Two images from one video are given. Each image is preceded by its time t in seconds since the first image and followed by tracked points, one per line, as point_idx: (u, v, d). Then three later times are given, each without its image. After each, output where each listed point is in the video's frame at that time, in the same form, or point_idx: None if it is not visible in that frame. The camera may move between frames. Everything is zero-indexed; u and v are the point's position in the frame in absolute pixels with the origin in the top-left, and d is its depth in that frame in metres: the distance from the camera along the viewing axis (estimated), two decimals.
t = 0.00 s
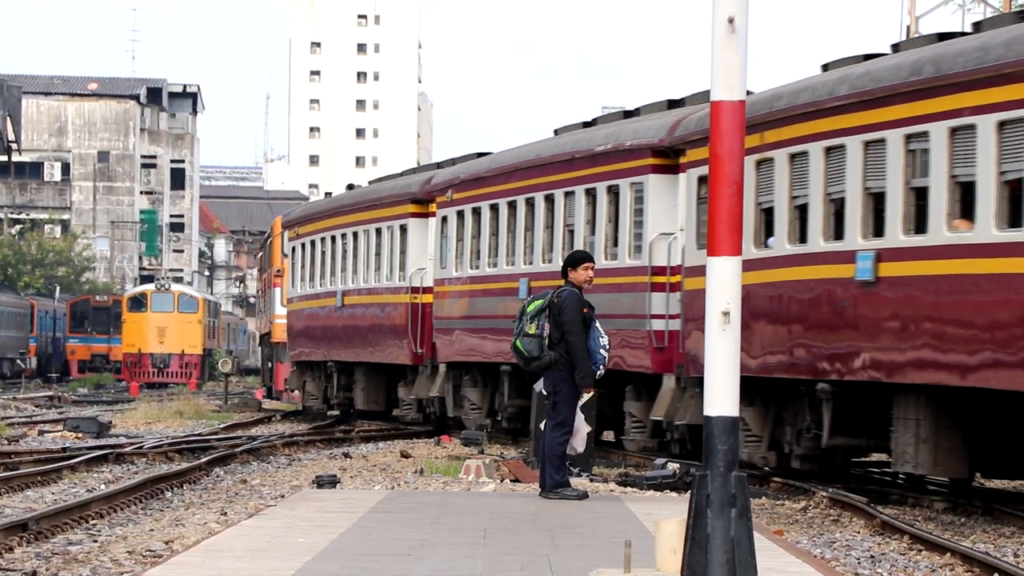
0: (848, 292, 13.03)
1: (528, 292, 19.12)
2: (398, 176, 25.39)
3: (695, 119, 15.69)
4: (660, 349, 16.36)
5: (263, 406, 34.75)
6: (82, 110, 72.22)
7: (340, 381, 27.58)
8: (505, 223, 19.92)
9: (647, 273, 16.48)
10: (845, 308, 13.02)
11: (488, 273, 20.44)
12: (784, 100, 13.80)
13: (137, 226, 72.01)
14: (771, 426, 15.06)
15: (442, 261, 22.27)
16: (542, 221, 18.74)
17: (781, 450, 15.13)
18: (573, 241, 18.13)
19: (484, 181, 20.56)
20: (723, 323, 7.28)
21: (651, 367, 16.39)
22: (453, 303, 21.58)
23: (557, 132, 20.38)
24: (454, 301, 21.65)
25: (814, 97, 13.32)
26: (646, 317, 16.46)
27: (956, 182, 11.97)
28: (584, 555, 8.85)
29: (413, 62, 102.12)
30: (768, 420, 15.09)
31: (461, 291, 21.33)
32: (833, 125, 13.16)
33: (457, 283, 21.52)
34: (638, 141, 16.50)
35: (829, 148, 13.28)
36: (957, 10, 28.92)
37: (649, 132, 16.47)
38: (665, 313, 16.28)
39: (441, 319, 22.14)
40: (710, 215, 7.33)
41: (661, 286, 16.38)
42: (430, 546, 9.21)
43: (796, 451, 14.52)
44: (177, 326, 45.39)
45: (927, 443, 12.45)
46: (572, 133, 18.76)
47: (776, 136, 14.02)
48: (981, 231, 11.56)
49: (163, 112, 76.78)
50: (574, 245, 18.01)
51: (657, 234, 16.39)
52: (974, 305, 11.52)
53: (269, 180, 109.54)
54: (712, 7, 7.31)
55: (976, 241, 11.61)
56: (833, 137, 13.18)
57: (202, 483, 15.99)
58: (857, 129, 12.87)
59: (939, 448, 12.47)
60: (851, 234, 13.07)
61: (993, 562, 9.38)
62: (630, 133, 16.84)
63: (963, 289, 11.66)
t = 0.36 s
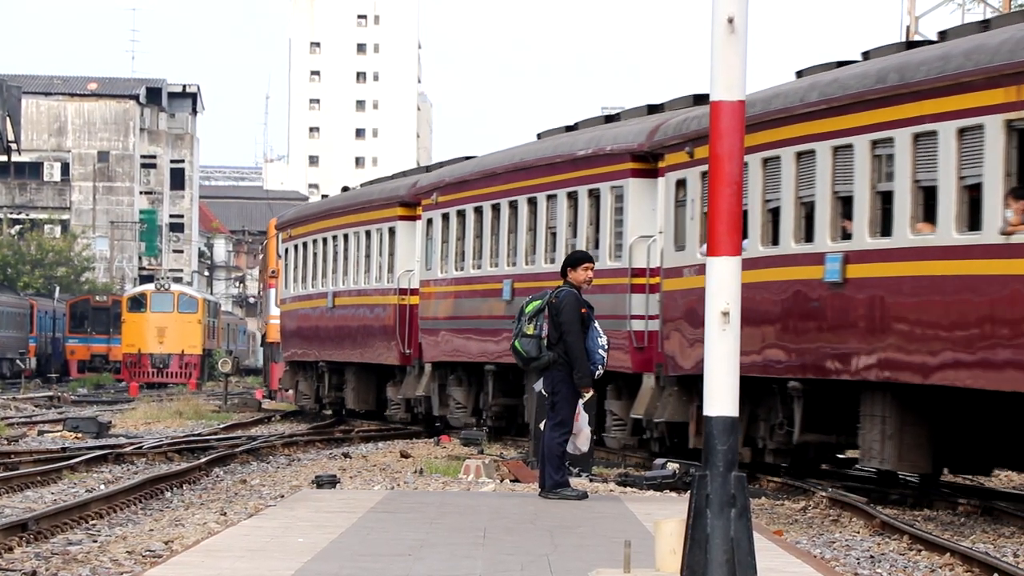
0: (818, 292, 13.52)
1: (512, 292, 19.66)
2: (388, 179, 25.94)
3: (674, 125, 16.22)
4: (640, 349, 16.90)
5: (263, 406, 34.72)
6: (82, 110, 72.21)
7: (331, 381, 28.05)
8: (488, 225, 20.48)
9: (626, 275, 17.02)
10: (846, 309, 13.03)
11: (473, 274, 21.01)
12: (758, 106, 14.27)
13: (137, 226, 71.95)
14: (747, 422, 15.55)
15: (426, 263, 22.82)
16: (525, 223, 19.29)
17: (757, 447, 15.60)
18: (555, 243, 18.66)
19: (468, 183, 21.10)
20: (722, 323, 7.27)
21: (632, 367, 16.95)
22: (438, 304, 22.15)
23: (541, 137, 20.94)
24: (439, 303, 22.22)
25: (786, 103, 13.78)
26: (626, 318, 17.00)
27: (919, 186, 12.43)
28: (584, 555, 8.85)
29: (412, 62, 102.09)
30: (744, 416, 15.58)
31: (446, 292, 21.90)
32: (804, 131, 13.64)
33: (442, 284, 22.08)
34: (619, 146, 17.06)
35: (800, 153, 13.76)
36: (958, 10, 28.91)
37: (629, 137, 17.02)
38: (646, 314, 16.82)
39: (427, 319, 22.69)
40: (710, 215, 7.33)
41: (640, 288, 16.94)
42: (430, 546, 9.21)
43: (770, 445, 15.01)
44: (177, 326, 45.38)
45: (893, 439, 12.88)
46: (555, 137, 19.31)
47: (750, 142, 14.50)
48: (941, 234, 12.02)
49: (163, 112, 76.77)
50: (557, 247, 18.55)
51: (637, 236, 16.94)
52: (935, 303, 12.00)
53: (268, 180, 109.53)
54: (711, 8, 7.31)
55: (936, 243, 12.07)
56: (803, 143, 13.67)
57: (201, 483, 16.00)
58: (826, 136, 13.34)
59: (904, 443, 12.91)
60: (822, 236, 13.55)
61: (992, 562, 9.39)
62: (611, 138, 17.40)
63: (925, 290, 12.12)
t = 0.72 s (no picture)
0: (789, 293, 13.98)
1: (494, 293, 20.26)
2: (377, 182, 26.60)
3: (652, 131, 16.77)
4: (620, 350, 17.46)
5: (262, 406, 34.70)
6: (81, 110, 72.17)
7: (323, 380, 28.65)
8: (472, 228, 21.09)
9: (608, 277, 17.57)
10: (855, 310, 12.97)
11: (458, 276, 21.62)
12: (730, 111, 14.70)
13: (137, 226, 71.91)
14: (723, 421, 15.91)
15: (412, 264, 23.46)
16: (508, 226, 19.88)
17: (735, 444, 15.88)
18: (536, 245, 19.24)
19: (454, 186, 21.70)
20: (722, 323, 7.28)
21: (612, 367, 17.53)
22: (422, 306, 22.83)
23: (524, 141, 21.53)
24: (423, 304, 22.91)
25: (758, 109, 14.22)
26: (608, 319, 17.57)
27: (884, 189, 12.85)
28: (583, 555, 8.86)
29: (412, 63, 102.10)
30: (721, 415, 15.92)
31: (431, 294, 22.55)
32: (776, 136, 14.06)
33: (427, 286, 22.71)
34: (598, 151, 17.62)
35: (773, 157, 14.21)
36: (957, 10, 28.93)
37: (608, 143, 17.60)
38: (625, 316, 17.43)
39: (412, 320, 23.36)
40: (710, 215, 7.33)
41: (620, 290, 17.48)
42: (430, 546, 9.22)
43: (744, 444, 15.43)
44: (176, 326, 45.36)
45: (859, 435, 13.36)
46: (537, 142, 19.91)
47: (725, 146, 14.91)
48: (906, 235, 12.45)
49: (162, 112, 76.75)
50: (538, 249, 19.13)
51: (616, 239, 17.51)
52: (899, 302, 12.44)
53: (268, 180, 109.49)
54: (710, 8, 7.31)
55: (900, 244, 12.51)
56: (776, 147, 14.10)
57: (201, 483, 16.00)
58: (796, 140, 13.76)
59: (869, 439, 13.38)
60: (792, 238, 13.98)
61: (992, 563, 9.39)
62: (591, 143, 17.95)
63: (890, 289, 12.57)
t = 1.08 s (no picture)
0: (761, 294, 14.21)
1: (477, 294, 20.75)
2: (367, 185, 27.12)
3: (630, 136, 17.21)
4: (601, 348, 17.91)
5: (262, 406, 34.67)
6: (80, 110, 72.15)
7: (314, 380, 29.08)
8: (467, 229, 21.17)
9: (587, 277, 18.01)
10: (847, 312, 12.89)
11: (442, 278, 22.09)
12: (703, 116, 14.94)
13: (136, 226, 71.90)
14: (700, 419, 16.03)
15: (398, 266, 23.94)
16: (490, 228, 20.32)
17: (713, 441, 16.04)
18: (518, 247, 19.68)
19: (438, 189, 22.15)
20: (721, 323, 7.28)
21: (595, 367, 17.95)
22: (407, 306, 23.34)
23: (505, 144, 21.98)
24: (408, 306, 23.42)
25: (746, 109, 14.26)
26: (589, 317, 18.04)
27: (851, 193, 13.05)
28: (583, 555, 8.87)
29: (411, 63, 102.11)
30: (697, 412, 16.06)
31: (416, 295, 23.03)
32: (749, 140, 14.33)
33: (412, 287, 23.20)
34: (577, 155, 18.03)
35: (747, 161, 14.45)
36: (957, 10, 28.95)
37: (586, 147, 18.02)
38: (604, 314, 17.85)
39: (398, 320, 23.86)
40: (707, 216, 7.33)
41: (599, 290, 17.93)
42: (429, 546, 9.21)
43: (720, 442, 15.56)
44: (175, 326, 45.34)
45: (828, 431, 13.46)
46: (518, 146, 20.36)
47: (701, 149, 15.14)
48: (871, 237, 12.66)
49: (162, 112, 76.75)
50: (519, 251, 19.58)
51: (596, 241, 17.86)
52: (865, 302, 12.64)
53: (267, 180, 109.45)
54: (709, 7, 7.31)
55: (866, 245, 12.72)
56: (749, 150, 14.35)
57: (200, 483, 16.00)
58: (768, 145, 14.01)
59: (837, 434, 13.48)
60: (763, 239, 14.21)
61: (991, 563, 9.37)
62: (569, 147, 18.38)
63: (856, 290, 12.78)
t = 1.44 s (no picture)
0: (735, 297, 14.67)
1: (462, 296, 21.31)
2: (357, 187, 27.65)
3: (611, 142, 17.78)
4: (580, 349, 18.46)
5: (262, 407, 34.65)
6: (80, 110, 72.13)
7: (308, 378, 29.41)
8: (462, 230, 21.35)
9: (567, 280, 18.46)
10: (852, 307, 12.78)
11: (427, 279, 22.68)
12: (683, 123, 15.38)
13: (136, 227, 71.87)
14: (678, 419, 16.60)
15: (384, 268, 24.52)
16: (473, 231, 20.89)
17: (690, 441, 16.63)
18: (500, 249, 20.26)
19: (424, 193, 22.73)
20: (721, 323, 7.29)
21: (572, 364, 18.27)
22: (394, 307, 23.96)
23: (489, 148, 22.62)
24: (395, 306, 24.01)
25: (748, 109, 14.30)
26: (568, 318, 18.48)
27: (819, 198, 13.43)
28: (583, 555, 8.87)
29: (410, 63, 102.13)
30: (676, 412, 16.63)
31: (402, 296, 23.63)
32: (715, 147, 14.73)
33: (398, 288, 23.80)
34: (558, 159, 18.64)
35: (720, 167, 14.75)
36: (955, 10, 28.99)
37: (567, 151, 18.61)
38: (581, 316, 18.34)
39: (384, 321, 24.45)
40: (708, 216, 7.34)
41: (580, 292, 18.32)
42: (428, 546, 9.22)
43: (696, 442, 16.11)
44: (174, 326, 45.34)
45: (798, 429, 14.07)
46: (501, 151, 20.93)
47: (678, 155, 15.54)
48: (836, 241, 13.06)
49: (162, 112, 76.71)
50: (501, 253, 20.15)
51: (576, 243, 18.41)
52: (833, 304, 13.02)
53: (267, 180, 109.50)
54: (709, 8, 7.31)
55: (832, 249, 13.11)
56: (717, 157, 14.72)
57: (200, 483, 16.01)
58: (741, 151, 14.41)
59: (807, 433, 14.08)
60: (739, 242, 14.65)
61: (991, 563, 9.37)
62: (550, 152, 18.99)
63: (824, 293, 13.17)
